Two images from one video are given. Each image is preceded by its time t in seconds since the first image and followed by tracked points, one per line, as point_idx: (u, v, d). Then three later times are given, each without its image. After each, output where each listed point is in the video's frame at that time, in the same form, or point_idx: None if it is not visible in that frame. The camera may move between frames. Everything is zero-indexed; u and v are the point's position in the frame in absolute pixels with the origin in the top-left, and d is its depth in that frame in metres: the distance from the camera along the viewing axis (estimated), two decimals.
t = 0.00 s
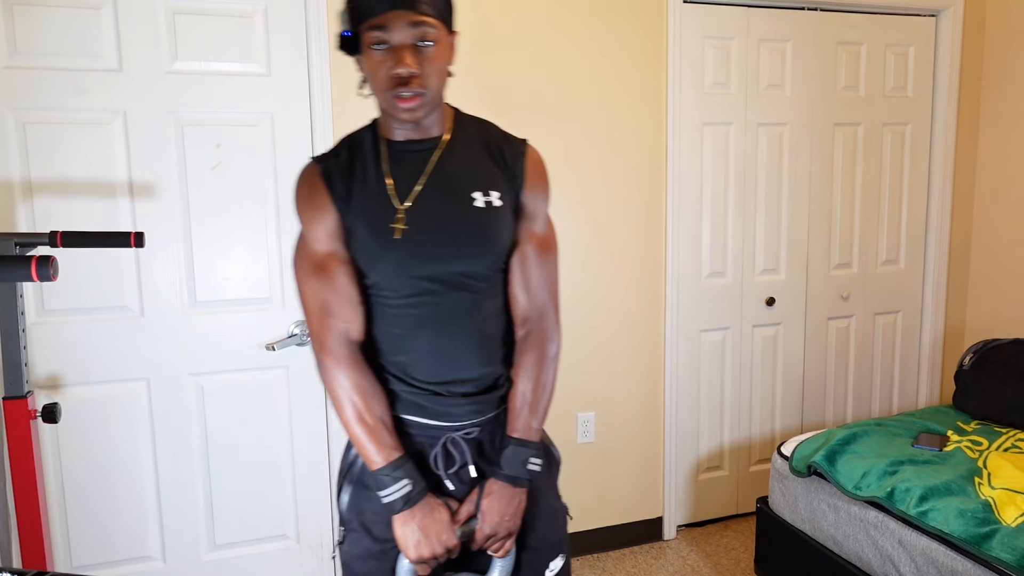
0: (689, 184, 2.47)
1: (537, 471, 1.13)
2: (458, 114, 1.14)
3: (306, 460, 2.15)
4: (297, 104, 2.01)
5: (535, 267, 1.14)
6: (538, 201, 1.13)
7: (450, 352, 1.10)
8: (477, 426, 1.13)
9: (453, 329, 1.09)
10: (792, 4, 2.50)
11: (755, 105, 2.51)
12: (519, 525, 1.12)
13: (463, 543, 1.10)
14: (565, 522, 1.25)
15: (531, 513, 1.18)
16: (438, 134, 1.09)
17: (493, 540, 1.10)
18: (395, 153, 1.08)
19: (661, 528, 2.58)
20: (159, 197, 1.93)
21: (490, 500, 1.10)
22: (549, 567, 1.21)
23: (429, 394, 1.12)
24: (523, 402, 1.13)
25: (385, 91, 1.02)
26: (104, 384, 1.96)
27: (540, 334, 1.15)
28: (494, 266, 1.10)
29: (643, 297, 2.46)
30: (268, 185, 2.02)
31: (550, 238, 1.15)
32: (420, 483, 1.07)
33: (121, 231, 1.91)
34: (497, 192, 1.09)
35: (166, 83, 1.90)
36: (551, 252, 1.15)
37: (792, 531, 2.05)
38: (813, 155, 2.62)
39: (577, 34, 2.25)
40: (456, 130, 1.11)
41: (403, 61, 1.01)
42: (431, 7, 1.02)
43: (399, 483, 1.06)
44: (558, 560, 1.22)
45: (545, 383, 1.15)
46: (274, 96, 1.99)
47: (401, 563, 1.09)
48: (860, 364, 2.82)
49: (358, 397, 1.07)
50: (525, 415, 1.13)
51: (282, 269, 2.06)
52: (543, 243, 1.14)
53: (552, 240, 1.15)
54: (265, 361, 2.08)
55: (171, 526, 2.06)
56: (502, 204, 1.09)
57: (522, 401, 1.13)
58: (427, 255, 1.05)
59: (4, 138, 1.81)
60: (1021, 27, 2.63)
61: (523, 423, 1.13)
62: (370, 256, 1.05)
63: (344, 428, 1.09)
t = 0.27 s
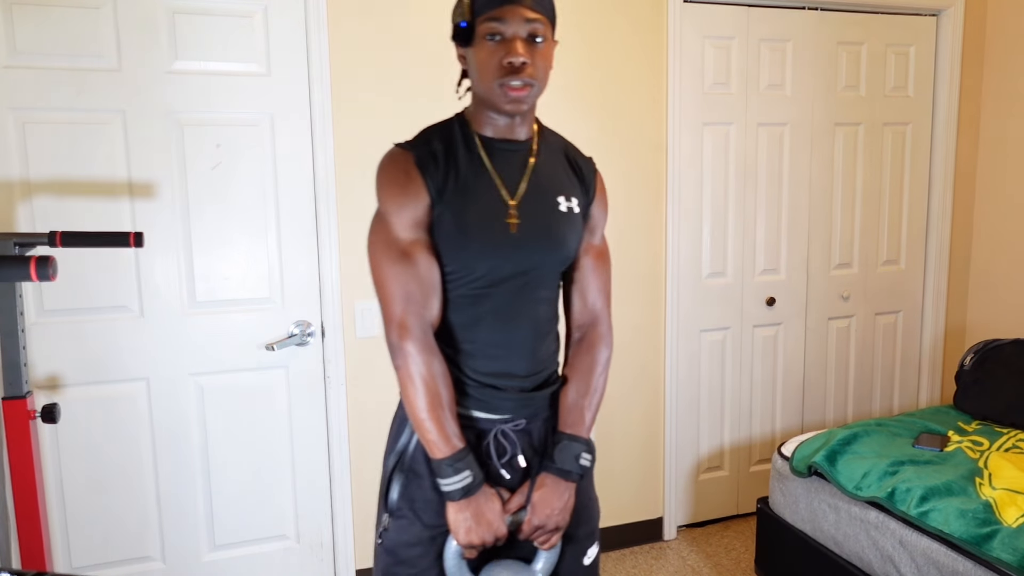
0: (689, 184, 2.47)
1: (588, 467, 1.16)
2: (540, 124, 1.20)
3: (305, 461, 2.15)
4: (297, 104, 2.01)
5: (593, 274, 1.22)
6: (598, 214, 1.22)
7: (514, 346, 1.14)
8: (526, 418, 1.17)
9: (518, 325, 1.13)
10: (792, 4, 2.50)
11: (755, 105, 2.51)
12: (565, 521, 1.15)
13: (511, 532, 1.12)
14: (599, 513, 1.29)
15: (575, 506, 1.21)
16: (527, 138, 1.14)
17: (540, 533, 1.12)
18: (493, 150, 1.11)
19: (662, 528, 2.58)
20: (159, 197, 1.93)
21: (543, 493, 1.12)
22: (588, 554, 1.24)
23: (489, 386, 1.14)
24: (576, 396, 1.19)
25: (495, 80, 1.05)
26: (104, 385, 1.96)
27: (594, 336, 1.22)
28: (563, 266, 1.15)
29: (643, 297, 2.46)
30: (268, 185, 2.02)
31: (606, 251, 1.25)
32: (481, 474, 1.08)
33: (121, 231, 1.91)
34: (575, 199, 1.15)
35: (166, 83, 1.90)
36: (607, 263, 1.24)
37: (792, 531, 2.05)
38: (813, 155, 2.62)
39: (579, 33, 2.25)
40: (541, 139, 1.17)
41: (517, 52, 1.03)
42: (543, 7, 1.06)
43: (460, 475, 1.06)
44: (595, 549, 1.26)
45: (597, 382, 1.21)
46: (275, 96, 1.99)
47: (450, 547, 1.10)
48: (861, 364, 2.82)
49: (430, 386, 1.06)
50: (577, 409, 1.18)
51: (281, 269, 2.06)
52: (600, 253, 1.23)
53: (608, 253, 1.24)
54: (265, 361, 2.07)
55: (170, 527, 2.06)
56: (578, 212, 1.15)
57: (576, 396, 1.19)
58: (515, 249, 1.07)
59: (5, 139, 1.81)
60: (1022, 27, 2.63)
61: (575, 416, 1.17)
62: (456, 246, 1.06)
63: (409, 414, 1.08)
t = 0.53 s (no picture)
0: (689, 184, 2.47)
1: (579, 471, 1.19)
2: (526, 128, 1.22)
3: (306, 460, 2.15)
4: (297, 104, 2.01)
5: (579, 278, 1.25)
6: (584, 219, 1.25)
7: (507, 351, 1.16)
8: (519, 420, 1.19)
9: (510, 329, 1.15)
10: (792, 4, 2.50)
11: (755, 105, 2.51)
12: (559, 525, 1.17)
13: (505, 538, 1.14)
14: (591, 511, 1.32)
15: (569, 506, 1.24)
16: (516, 144, 1.16)
17: (534, 538, 1.14)
18: (486, 156, 1.12)
19: (661, 528, 2.58)
20: (159, 197, 1.93)
21: (535, 499, 1.14)
22: (582, 553, 1.27)
23: (482, 392, 1.16)
24: (565, 402, 1.21)
25: (490, 82, 1.06)
26: (104, 384, 1.96)
27: (581, 341, 1.25)
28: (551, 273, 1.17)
29: (643, 297, 2.46)
30: (268, 185, 2.02)
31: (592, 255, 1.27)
32: (473, 484, 1.09)
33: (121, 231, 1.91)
34: (563, 207, 1.18)
35: (166, 83, 1.90)
36: (592, 268, 1.27)
37: (792, 531, 2.05)
38: (813, 155, 2.62)
39: (579, 33, 2.25)
40: (529, 147, 1.19)
41: (513, 53, 1.05)
42: (536, 10, 1.09)
43: (453, 486, 1.07)
44: (589, 547, 1.28)
45: (585, 386, 1.23)
46: (275, 96, 1.99)
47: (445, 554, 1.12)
48: (861, 364, 2.82)
49: (422, 398, 1.07)
50: (566, 415, 1.20)
51: (281, 269, 2.06)
52: (585, 258, 1.26)
53: (593, 257, 1.27)
54: (265, 361, 2.07)
55: (170, 527, 2.06)
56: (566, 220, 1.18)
57: (564, 401, 1.21)
58: (505, 258, 1.10)
59: (5, 139, 1.81)
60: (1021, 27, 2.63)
61: (564, 422, 1.20)
62: (449, 256, 1.08)
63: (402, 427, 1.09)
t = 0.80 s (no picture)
0: (690, 184, 2.47)
1: (547, 480, 1.20)
2: (499, 131, 1.24)
3: (306, 460, 2.15)
4: (297, 104, 2.01)
5: (553, 282, 1.25)
6: (560, 222, 1.25)
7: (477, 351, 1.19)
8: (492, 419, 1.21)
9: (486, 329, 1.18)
10: (792, 4, 2.50)
11: (755, 105, 2.52)
12: (526, 532, 1.18)
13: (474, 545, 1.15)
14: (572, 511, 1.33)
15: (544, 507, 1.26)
16: (481, 145, 1.19)
17: (502, 545, 1.16)
18: (447, 162, 1.16)
19: (661, 528, 2.58)
20: (159, 197, 1.93)
21: (503, 507, 1.15)
22: (562, 552, 1.29)
23: (454, 392, 1.19)
24: (536, 409, 1.22)
25: (444, 89, 1.10)
26: (105, 384, 1.96)
27: (554, 347, 1.26)
28: (519, 277, 1.19)
29: (643, 297, 2.46)
30: (269, 185, 2.02)
31: (568, 259, 1.27)
32: (442, 486, 1.12)
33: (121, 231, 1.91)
34: (532, 211, 1.19)
35: (166, 83, 1.90)
36: (568, 271, 1.27)
37: (792, 531, 2.05)
38: (813, 155, 2.62)
39: (578, 34, 2.25)
40: (495, 149, 1.20)
41: (464, 62, 1.09)
42: (492, 14, 1.11)
43: (421, 487, 1.10)
44: (570, 546, 1.30)
45: (557, 393, 1.24)
46: (274, 96, 1.99)
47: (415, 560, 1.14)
48: (861, 364, 2.82)
49: (384, 400, 1.11)
50: (536, 423, 1.21)
51: (281, 269, 2.06)
52: (561, 262, 1.26)
53: (570, 261, 1.27)
54: (265, 361, 2.07)
55: (171, 526, 2.06)
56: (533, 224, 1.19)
57: (535, 407, 1.22)
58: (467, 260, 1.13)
59: (5, 139, 1.81)
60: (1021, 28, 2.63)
61: (534, 430, 1.21)
62: (409, 262, 1.11)
63: (367, 429, 1.13)
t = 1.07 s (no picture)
0: (689, 184, 2.47)
1: (559, 477, 1.19)
2: (532, 128, 1.23)
3: (306, 460, 2.15)
4: (298, 103, 2.01)
5: (580, 281, 1.23)
6: (591, 221, 1.23)
7: (486, 348, 1.19)
8: (496, 416, 1.22)
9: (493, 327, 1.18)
10: (792, 4, 2.50)
11: (755, 105, 2.52)
12: (536, 527, 1.17)
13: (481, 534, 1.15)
14: (581, 515, 1.32)
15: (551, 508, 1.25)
16: (513, 142, 1.18)
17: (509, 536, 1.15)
18: (477, 156, 1.15)
19: (661, 528, 2.58)
20: (159, 197, 1.93)
21: (512, 499, 1.15)
22: (568, 554, 1.29)
23: (463, 386, 1.20)
24: (556, 407, 1.20)
25: (477, 93, 1.10)
26: (105, 384, 1.96)
27: (578, 347, 1.24)
28: (542, 273, 1.17)
29: (643, 296, 2.46)
30: (268, 185, 2.02)
31: (599, 259, 1.25)
32: (450, 473, 1.12)
33: (121, 231, 1.91)
34: (559, 207, 1.17)
35: (166, 83, 1.90)
36: (598, 271, 1.24)
37: (792, 531, 2.05)
38: (813, 155, 2.62)
39: (579, 33, 2.25)
40: (528, 145, 1.19)
41: (500, 68, 1.08)
42: (531, 22, 1.10)
43: (431, 474, 1.11)
44: (576, 548, 1.30)
45: (577, 394, 1.22)
46: (274, 96, 1.99)
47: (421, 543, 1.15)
48: (860, 364, 2.82)
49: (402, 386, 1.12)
50: (555, 421, 1.20)
51: (282, 269, 2.06)
52: (589, 261, 1.23)
53: (600, 261, 1.25)
54: (265, 361, 2.08)
55: (171, 526, 2.06)
56: (560, 220, 1.17)
57: (554, 405, 1.20)
58: (491, 253, 1.12)
59: (5, 138, 1.81)
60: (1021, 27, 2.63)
61: (552, 428, 1.19)
62: (433, 252, 1.11)
63: (385, 412, 1.14)
